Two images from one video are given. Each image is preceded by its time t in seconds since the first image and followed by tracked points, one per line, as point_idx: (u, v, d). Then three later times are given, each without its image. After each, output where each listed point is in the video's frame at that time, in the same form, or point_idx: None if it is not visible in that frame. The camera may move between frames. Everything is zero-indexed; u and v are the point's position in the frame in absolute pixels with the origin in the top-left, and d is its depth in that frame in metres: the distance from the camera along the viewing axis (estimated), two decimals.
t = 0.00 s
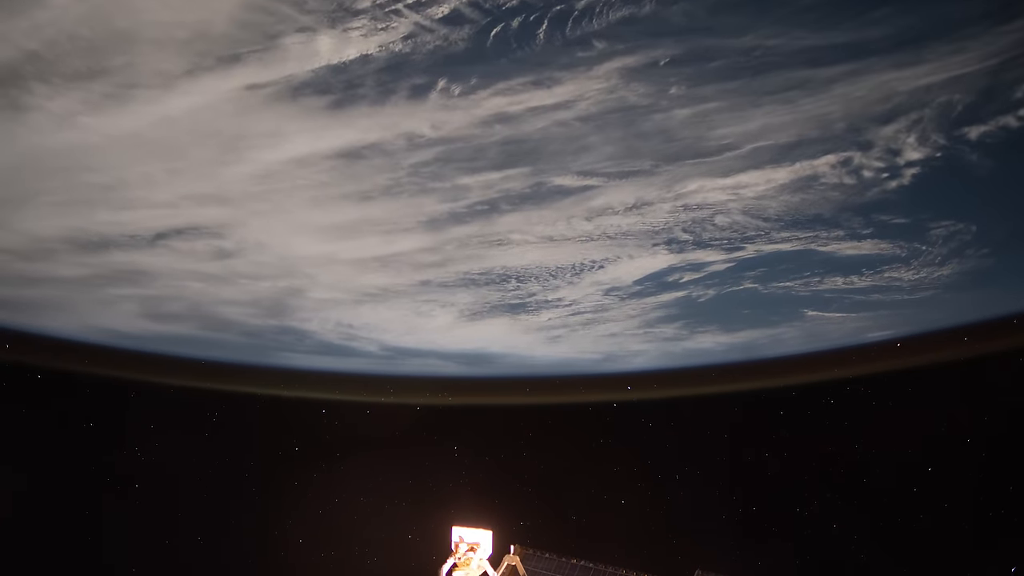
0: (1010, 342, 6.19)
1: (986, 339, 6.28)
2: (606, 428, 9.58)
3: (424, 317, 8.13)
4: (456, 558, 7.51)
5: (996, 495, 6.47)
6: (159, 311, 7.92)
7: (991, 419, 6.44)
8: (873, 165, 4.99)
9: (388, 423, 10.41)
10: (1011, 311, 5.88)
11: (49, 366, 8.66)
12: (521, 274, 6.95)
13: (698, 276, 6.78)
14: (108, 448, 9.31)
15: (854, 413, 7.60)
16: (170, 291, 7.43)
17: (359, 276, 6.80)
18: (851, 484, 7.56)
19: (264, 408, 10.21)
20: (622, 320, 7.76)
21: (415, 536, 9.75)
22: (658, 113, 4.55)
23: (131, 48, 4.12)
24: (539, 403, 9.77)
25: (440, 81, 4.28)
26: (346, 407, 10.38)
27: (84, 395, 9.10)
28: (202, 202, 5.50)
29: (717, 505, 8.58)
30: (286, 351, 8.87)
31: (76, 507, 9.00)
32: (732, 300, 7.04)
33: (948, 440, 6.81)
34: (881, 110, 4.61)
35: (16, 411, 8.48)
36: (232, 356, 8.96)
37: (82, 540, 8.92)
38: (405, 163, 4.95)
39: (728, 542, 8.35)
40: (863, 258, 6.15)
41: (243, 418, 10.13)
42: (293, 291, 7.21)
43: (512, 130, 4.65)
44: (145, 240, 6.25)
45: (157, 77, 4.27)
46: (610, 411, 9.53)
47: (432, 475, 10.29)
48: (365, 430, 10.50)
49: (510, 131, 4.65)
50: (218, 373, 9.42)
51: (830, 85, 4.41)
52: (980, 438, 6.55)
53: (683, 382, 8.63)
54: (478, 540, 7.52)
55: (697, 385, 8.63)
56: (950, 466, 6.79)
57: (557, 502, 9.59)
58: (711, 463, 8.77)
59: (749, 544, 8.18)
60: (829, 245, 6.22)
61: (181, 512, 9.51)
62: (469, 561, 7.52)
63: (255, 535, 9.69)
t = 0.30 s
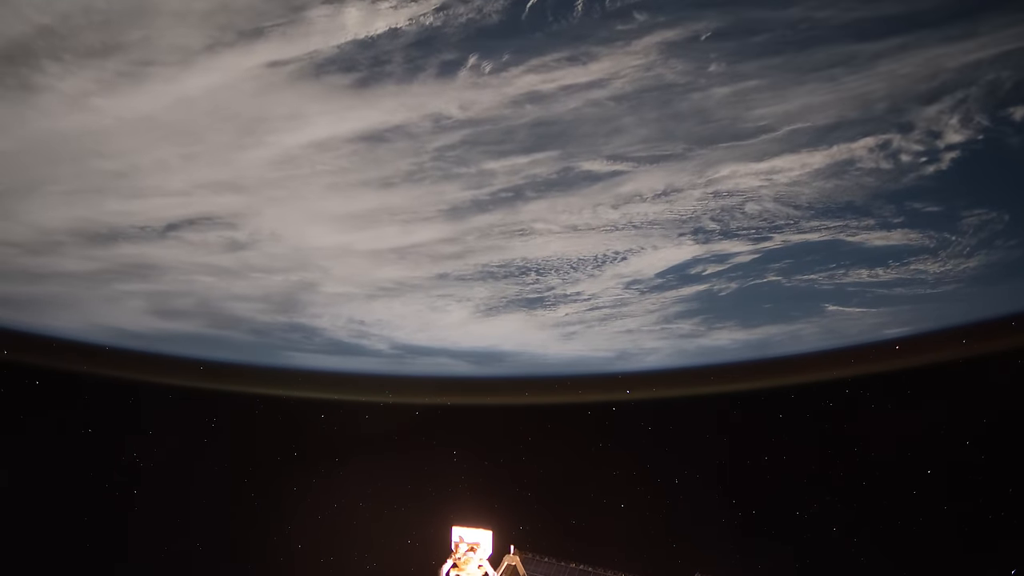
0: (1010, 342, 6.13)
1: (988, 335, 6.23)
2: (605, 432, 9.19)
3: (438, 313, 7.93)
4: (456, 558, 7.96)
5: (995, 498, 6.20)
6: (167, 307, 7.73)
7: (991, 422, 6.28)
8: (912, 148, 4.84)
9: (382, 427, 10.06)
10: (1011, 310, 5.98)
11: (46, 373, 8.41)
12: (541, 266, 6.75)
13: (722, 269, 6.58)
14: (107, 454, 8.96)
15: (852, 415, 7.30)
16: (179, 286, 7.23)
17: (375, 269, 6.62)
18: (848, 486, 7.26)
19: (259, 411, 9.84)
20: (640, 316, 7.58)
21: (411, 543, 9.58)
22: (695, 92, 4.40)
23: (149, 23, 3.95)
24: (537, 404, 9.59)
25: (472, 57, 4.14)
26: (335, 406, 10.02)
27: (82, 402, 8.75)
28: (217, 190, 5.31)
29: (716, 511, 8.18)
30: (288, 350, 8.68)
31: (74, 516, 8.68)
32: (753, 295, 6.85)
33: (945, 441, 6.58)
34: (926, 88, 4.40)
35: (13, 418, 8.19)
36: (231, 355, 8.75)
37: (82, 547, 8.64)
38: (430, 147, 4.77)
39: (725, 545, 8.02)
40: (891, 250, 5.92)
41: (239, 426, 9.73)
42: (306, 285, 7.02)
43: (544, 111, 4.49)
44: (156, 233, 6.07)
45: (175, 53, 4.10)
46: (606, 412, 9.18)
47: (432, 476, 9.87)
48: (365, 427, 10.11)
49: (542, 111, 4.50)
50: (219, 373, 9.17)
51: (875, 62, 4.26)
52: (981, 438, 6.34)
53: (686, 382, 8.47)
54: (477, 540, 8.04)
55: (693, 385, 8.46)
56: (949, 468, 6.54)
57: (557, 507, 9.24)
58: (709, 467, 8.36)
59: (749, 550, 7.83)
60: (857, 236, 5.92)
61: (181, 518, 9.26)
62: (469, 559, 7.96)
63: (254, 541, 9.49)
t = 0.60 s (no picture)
0: (1007, 342, 5.97)
1: (985, 335, 6.07)
2: (605, 434, 8.89)
3: (451, 309, 7.75)
4: (457, 558, 7.79)
5: (992, 499, 6.03)
6: (174, 304, 7.59)
7: (988, 423, 6.09)
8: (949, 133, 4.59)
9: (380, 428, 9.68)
10: (1012, 309, 5.87)
11: (44, 376, 8.04)
12: (560, 259, 6.56)
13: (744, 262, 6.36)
14: (107, 461, 8.55)
15: (851, 418, 6.97)
16: (190, 281, 7.01)
17: (390, 263, 6.46)
18: (848, 490, 6.95)
19: (258, 416, 9.46)
20: (656, 312, 7.38)
21: (410, 548, 9.19)
22: (729, 72, 4.34)
23: None
24: (532, 402, 9.28)
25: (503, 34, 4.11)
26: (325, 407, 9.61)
27: (81, 407, 8.33)
28: (229, 177, 5.11)
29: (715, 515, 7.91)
30: (294, 350, 8.48)
31: (73, 526, 8.25)
32: (773, 288, 6.62)
33: (940, 441, 6.37)
34: (970, 68, 4.22)
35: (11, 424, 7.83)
36: (237, 359, 8.62)
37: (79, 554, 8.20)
38: (453, 131, 4.62)
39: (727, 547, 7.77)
40: (916, 241, 5.77)
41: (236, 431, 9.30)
42: (318, 280, 6.85)
43: (574, 93, 4.41)
44: (165, 225, 5.90)
45: (189, 31, 4.05)
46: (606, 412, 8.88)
47: (434, 482, 9.53)
48: (367, 429, 9.72)
49: (572, 92, 4.41)
50: (223, 375, 8.95)
51: (915, 39, 4.14)
52: (977, 438, 6.15)
53: (685, 380, 8.13)
54: (478, 540, 7.92)
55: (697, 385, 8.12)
56: (948, 469, 6.33)
57: (557, 510, 8.93)
58: (710, 472, 8.06)
59: (750, 553, 7.57)
60: (884, 227, 5.75)
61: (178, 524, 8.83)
62: (469, 560, 7.80)
63: (249, 550, 9.10)
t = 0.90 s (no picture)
0: (1005, 343, 5.89)
1: (985, 334, 6.02)
2: (602, 437, 8.64)
3: (464, 305, 7.59)
4: (456, 558, 7.79)
5: (992, 501, 5.85)
6: (182, 299, 7.39)
7: (988, 425, 5.93)
8: (988, 116, 4.45)
9: (381, 427, 9.46)
10: (1014, 310, 5.82)
11: (42, 379, 7.85)
12: (580, 251, 6.40)
13: (766, 254, 6.22)
14: (106, 466, 8.27)
15: (851, 420, 6.84)
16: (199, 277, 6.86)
17: (406, 256, 6.29)
18: (846, 492, 6.80)
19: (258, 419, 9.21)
20: (673, 307, 7.20)
21: (410, 552, 9.06)
22: (766, 51, 4.20)
23: None
24: (528, 404, 9.09)
25: (532, 10, 3.95)
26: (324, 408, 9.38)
27: (82, 410, 8.12)
28: (243, 165, 4.94)
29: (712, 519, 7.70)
30: (298, 349, 8.30)
31: (71, 532, 7.99)
32: (793, 282, 6.47)
33: (939, 445, 6.23)
34: (1014, 46, 4.05)
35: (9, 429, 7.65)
36: (247, 359, 8.50)
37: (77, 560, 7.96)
38: (480, 115, 4.50)
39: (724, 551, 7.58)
40: (942, 231, 5.63)
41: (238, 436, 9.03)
42: (331, 275, 6.67)
43: (604, 72, 4.28)
44: (176, 217, 5.75)
45: (210, 7, 3.90)
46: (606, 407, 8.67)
47: (434, 486, 9.32)
48: (366, 433, 9.50)
49: (604, 71, 4.28)
50: (233, 375, 8.79)
51: (961, 16, 3.97)
52: (978, 440, 5.99)
53: (693, 381, 7.93)
54: (478, 540, 7.97)
55: (694, 385, 7.97)
56: (949, 471, 6.16)
57: (556, 514, 8.70)
58: (706, 476, 7.85)
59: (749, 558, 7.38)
60: (911, 217, 5.61)
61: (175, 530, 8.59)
62: (469, 561, 7.81)
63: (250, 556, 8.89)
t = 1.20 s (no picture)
0: (1004, 343, 5.82)
1: (981, 335, 6.00)
2: (603, 440, 8.67)
3: (479, 301, 7.43)
4: (456, 558, 7.85)
5: (991, 502, 5.75)
6: (190, 295, 7.21)
7: (987, 428, 5.85)
8: None
9: (382, 428, 9.44)
10: (1011, 310, 5.80)
11: (38, 384, 7.55)
12: (600, 243, 6.24)
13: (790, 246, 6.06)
14: (104, 471, 8.03)
15: (851, 424, 6.87)
16: (209, 272, 6.70)
17: (423, 249, 6.14)
18: (848, 495, 6.81)
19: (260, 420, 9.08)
20: (691, 302, 7.08)
21: (411, 556, 9.07)
22: (807, 28, 4.04)
23: None
24: (550, 404, 9.00)
25: None
26: (329, 407, 9.31)
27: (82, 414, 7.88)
28: (258, 152, 4.80)
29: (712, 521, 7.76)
30: (307, 347, 8.20)
31: (69, 540, 7.68)
32: (815, 275, 6.30)
33: (938, 446, 6.20)
34: None
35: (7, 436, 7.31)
36: (274, 363, 8.59)
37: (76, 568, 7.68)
38: (508, 96, 4.35)
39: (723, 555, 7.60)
40: (970, 223, 5.43)
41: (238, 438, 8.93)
42: (345, 269, 6.52)
43: (638, 51, 4.14)
44: (187, 208, 5.59)
45: None
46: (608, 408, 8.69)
47: (433, 486, 9.31)
48: (367, 436, 9.44)
49: (637, 50, 4.14)
50: (262, 380, 8.85)
51: None
52: (974, 442, 5.94)
53: (704, 378, 7.98)
54: (477, 539, 8.16)
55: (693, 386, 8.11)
56: (949, 472, 6.10)
57: (557, 517, 8.71)
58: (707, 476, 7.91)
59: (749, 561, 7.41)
60: (940, 207, 5.42)
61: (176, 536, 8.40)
62: (469, 560, 7.85)
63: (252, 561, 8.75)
